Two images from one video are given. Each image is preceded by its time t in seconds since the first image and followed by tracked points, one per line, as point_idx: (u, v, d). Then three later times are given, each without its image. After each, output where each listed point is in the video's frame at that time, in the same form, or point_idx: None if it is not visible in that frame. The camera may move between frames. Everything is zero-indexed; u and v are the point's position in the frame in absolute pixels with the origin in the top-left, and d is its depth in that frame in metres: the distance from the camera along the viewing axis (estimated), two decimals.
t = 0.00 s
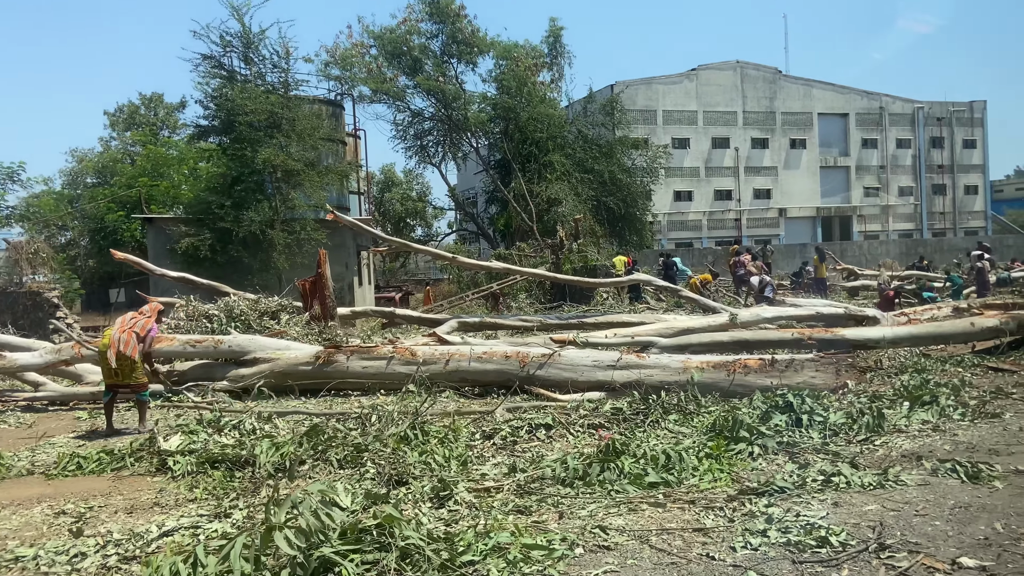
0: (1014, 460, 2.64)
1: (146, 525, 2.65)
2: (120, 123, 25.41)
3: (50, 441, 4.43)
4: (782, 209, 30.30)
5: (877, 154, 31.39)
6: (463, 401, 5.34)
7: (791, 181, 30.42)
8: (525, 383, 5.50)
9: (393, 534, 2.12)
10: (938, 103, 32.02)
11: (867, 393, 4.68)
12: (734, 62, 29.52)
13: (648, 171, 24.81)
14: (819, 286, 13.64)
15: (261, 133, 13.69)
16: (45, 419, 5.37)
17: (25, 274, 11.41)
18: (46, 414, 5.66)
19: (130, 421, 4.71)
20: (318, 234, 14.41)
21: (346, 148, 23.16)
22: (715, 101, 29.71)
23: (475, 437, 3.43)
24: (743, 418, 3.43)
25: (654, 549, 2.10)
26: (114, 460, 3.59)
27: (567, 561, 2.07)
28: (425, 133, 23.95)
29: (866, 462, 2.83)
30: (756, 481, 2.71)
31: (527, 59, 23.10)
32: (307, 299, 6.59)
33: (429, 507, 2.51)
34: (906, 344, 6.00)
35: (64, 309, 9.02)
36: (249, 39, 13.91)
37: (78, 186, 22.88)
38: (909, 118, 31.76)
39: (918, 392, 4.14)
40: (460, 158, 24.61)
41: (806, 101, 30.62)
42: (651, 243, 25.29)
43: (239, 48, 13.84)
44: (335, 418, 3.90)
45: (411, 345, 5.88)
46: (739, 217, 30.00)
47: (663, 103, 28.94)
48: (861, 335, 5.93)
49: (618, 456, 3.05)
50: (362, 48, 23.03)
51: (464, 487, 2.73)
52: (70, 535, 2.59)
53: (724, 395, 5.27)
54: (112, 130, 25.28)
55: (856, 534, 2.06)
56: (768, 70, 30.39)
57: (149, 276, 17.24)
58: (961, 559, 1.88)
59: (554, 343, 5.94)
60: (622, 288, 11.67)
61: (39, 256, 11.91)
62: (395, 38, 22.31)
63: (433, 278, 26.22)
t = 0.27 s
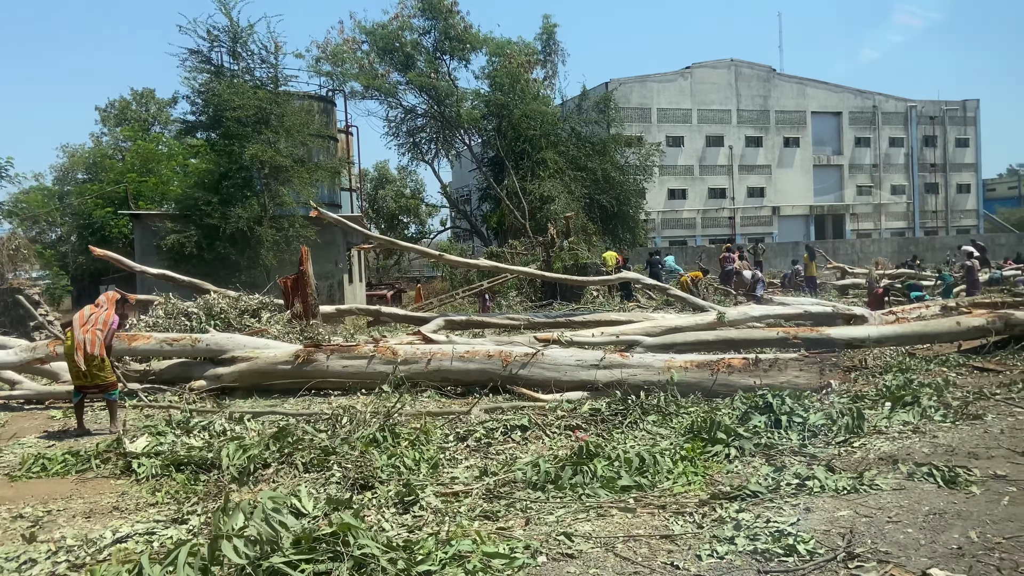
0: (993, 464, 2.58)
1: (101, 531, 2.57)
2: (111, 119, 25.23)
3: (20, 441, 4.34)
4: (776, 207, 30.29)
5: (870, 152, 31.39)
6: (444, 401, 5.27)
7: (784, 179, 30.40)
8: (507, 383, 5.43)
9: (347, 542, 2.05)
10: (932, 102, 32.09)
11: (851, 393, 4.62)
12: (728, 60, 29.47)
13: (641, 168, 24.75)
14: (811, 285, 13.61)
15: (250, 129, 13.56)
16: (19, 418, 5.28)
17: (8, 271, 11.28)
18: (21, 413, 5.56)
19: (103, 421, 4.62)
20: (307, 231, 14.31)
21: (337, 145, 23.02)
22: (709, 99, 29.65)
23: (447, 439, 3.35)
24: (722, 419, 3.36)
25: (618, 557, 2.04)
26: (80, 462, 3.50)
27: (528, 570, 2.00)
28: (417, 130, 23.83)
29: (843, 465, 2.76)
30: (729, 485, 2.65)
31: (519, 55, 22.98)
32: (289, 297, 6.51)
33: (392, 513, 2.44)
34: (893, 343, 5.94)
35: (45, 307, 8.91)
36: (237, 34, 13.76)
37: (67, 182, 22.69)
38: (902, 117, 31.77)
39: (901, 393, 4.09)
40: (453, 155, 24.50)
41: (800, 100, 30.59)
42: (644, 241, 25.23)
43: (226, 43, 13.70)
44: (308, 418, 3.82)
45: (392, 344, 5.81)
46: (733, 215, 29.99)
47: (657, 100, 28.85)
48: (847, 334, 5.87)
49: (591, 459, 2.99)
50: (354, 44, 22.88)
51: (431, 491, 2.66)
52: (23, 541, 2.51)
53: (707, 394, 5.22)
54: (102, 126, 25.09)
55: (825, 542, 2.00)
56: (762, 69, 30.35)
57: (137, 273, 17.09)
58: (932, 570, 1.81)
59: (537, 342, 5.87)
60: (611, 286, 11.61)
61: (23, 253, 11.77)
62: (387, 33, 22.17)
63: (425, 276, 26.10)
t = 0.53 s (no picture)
0: (973, 471, 2.50)
1: (49, 539, 2.48)
2: (101, 114, 25.04)
3: None
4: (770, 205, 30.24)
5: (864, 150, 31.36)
6: (424, 401, 5.18)
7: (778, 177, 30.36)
8: (488, 383, 5.34)
9: (296, 554, 1.96)
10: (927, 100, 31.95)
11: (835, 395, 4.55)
12: (723, 58, 29.39)
13: (634, 165, 24.69)
14: (802, 283, 13.56)
15: (237, 124, 13.44)
16: None
17: None
18: None
19: (72, 422, 4.53)
20: (296, 228, 14.20)
21: (329, 141, 22.90)
22: (704, 97, 29.58)
23: (417, 442, 3.25)
24: (699, 423, 3.28)
25: (579, 570, 1.96)
26: (41, 465, 3.37)
27: None
28: (409, 126, 23.72)
29: (820, 471, 2.68)
30: (701, 491, 2.57)
31: (512, 52, 22.89)
32: (269, 295, 6.42)
33: (351, 521, 2.35)
34: (879, 343, 5.87)
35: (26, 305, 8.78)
36: (225, 28, 13.63)
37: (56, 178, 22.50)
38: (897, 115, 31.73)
39: (885, 395, 4.01)
40: (446, 152, 24.38)
41: (795, 98, 30.54)
42: (637, 239, 25.17)
43: (214, 37, 13.58)
44: (279, 420, 3.73)
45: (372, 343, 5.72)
46: (727, 213, 29.93)
47: (652, 98, 28.75)
48: (834, 334, 5.80)
49: (563, 464, 2.90)
50: (346, 39, 22.74)
51: (394, 497, 2.57)
52: None
53: (690, 395, 5.15)
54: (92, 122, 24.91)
55: (794, 555, 1.92)
56: (757, 66, 30.28)
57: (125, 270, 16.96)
58: None
59: (520, 341, 5.79)
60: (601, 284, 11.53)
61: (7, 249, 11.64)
62: (379, 29, 22.04)
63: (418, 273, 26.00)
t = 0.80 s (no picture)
0: (948, 477, 2.42)
1: None
2: (91, 109, 24.85)
3: None
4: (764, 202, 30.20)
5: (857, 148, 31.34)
6: (401, 402, 5.09)
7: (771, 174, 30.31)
8: (466, 383, 5.25)
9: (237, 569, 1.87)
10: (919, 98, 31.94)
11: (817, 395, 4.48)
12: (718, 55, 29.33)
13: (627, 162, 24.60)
14: (792, 281, 13.50)
15: (223, 119, 13.31)
16: None
17: None
18: None
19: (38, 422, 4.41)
20: (283, 224, 14.08)
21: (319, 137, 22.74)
22: (698, 94, 29.51)
23: (382, 445, 3.16)
24: (673, 425, 3.20)
25: None
26: None
27: None
28: (400, 122, 23.57)
29: (793, 477, 2.60)
30: (669, 498, 2.48)
31: (504, 47, 22.76)
32: (247, 292, 6.32)
33: (303, 531, 2.26)
34: (864, 343, 5.80)
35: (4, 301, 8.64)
36: (210, 22, 13.47)
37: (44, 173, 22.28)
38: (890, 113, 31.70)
39: (867, 396, 3.93)
40: (438, 148, 24.21)
41: (789, 95, 30.50)
42: (629, 236, 25.08)
43: (200, 31, 13.43)
44: (245, 421, 3.64)
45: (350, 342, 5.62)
46: (721, 210, 29.87)
47: (646, 94, 28.65)
48: (819, 333, 5.73)
49: (530, 469, 2.81)
50: (336, 34, 22.57)
51: (352, 504, 2.48)
52: None
53: (671, 396, 5.08)
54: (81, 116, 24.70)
55: (758, 569, 1.84)
56: (751, 63, 30.22)
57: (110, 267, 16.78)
58: None
59: (500, 340, 5.70)
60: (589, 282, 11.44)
61: None
62: (370, 24, 21.85)
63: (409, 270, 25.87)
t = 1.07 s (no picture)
0: (920, 484, 2.33)
1: None
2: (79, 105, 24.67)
3: None
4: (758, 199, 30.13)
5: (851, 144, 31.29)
6: (375, 402, 4.98)
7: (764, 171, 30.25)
8: (442, 382, 5.13)
9: None
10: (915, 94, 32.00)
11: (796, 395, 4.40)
12: (712, 51, 29.25)
13: (619, 159, 24.52)
14: (782, 278, 13.44)
15: (208, 115, 13.19)
16: None
17: None
18: None
19: None
20: (269, 221, 13.95)
21: (309, 133, 22.61)
22: (692, 90, 29.42)
23: (342, 449, 3.04)
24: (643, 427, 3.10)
25: None
26: None
27: None
28: (391, 118, 23.45)
29: (761, 483, 2.50)
30: (630, 505, 2.38)
31: (495, 43, 22.65)
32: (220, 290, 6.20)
33: (243, 544, 2.15)
34: (849, 341, 5.72)
35: None
36: (194, 16, 13.32)
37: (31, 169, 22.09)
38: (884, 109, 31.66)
39: (845, 396, 3.85)
40: (429, 144, 24.08)
41: (783, 91, 30.45)
42: (621, 232, 25.01)
43: (184, 26, 13.28)
44: (205, 424, 3.53)
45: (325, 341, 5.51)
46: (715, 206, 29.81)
47: (640, 91, 28.54)
48: (802, 331, 5.65)
49: (490, 474, 2.71)
50: (326, 30, 22.43)
51: (299, 513, 2.37)
52: None
53: (651, 395, 4.99)
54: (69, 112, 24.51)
55: None
56: (745, 60, 30.15)
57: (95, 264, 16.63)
58: None
59: (478, 339, 5.60)
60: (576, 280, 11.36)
61: None
62: (360, 19, 21.70)
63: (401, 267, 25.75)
